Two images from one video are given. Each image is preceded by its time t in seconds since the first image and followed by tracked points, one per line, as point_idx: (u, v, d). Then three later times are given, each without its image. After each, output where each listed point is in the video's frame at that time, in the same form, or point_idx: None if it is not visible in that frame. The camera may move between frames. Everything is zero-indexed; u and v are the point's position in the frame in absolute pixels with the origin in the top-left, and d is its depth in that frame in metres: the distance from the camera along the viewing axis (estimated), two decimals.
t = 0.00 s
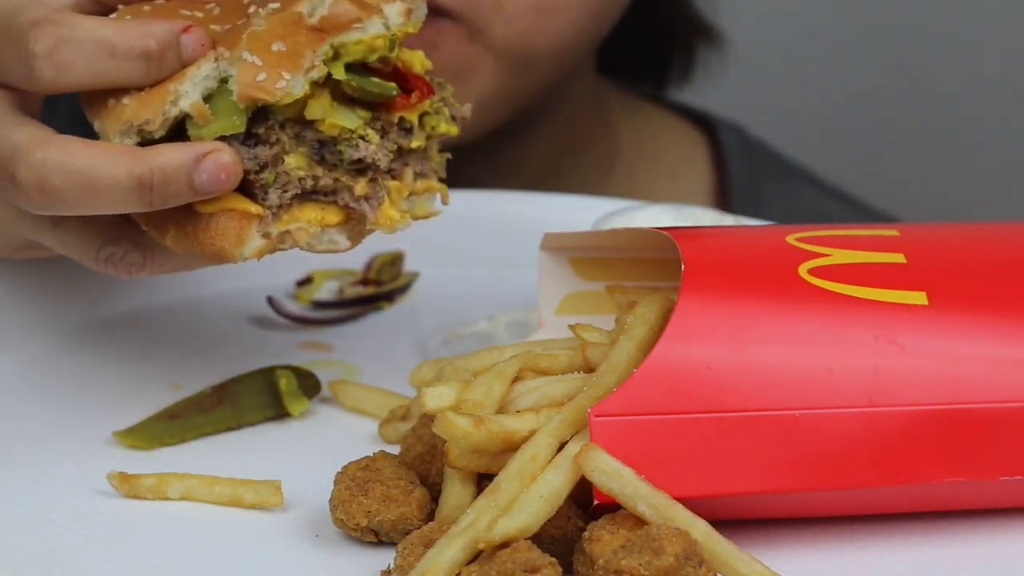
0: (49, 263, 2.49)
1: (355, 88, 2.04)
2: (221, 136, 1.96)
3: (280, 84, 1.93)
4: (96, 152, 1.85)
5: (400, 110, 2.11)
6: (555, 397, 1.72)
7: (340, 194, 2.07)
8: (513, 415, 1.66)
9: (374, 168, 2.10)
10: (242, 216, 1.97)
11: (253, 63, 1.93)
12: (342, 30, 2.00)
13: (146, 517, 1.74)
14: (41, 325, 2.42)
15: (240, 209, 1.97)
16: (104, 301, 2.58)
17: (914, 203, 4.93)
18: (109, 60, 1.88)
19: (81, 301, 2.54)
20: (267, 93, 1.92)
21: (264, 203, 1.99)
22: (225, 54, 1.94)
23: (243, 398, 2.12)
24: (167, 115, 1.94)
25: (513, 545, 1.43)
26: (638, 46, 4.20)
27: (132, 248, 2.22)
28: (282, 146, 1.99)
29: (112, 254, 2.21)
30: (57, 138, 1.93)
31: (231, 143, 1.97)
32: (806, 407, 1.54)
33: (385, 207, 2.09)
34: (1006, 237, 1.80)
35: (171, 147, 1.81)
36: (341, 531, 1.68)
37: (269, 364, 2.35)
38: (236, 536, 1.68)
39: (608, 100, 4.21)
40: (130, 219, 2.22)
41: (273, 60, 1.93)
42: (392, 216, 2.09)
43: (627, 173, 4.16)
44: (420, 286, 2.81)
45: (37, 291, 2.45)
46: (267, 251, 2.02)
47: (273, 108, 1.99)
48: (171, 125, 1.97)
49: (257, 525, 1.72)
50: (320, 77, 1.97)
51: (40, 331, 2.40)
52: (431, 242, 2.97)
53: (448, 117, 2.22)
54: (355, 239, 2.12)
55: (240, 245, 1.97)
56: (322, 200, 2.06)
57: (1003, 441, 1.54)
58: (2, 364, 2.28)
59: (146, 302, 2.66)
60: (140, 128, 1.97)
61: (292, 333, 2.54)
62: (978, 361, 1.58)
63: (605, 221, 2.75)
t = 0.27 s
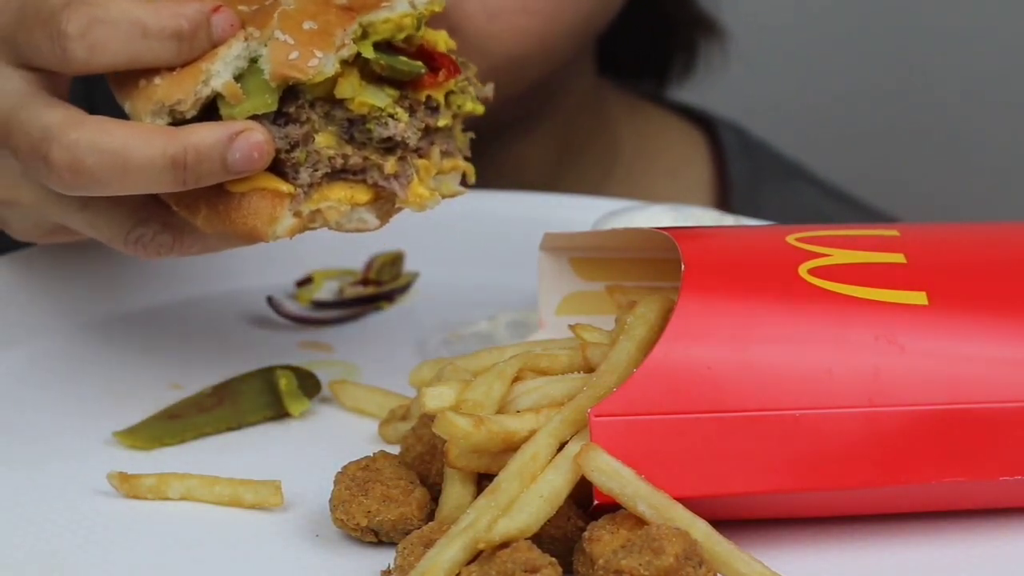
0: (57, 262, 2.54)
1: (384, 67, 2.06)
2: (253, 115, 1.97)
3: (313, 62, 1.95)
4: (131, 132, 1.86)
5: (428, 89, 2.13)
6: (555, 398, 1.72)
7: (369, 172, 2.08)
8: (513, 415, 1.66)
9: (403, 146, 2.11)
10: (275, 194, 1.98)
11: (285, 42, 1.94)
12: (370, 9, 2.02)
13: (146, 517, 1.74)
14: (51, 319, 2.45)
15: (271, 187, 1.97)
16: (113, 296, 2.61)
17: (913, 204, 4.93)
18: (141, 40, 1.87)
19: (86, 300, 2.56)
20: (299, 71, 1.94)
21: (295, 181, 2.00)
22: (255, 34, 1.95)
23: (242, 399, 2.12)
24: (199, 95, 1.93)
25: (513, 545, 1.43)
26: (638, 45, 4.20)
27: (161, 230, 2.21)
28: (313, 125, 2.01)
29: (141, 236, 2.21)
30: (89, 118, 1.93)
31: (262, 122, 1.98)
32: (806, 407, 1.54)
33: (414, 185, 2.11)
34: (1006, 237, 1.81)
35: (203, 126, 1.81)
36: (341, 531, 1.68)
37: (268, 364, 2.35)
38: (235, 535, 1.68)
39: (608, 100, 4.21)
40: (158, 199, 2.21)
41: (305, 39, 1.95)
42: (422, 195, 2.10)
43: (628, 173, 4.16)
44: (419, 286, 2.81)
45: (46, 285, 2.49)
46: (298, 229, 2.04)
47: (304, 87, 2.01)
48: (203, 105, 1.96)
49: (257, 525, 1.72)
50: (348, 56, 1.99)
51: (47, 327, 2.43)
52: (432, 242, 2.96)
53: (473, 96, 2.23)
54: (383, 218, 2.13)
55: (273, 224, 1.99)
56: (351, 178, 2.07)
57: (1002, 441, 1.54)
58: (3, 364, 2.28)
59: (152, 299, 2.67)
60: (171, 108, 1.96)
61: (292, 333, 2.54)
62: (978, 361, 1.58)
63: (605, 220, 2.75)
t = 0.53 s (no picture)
0: (60, 261, 2.56)
1: (396, 65, 2.06)
2: (268, 113, 1.97)
3: (327, 59, 1.95)
4: (145, 129, 1.86)
5: (438, 86, 2.13)
6: (555, 397, 1.72)
7: (382, 169, 2.07)
8: (513, 415, 1.66)
9: (415, 143, 2.11)
10: (290, 192, 1.98)
11: (300, 39, 1.94)
12: (383, 6, 2.02)
13: (147, 517, 1.74)
14: (56, 318, 2.46)
15: (285, 185, 1.97)
16: (118, 295, 2.62)
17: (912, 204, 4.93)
18: (156, 38, 1.86)
19: (87, 300, 2.56)
20: (314, 69, 1.94)
21: (308, 179, 2.00)
22: (269, 31, 1.94)
23: (242, 399, 2.12)
24: (213, 93, 1.93)
25: (513, 545, 1.43)
26: (638, 46, 4.20)
27: (175, 227, 2.22)
28: (326, 123, 2.00)
29: (155, 234, 2.21)
30: (103, 116, 1.93)
31: (276, 120, 1.98)
32: (806, 407, 1.54)
33: (426, 182, 2.11)
34: (1006, 237, 1.81)
35: (218, 124, 1.82)
36: (341, 531, 1.68)
37: (268, 364, 2.35)
38: (235, 535, 1.68)
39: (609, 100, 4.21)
40: (172, 196, 2.21)
41: (319, 36, 1.95)
42: (435, 191, 2.11)
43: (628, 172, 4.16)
44: (419, 286, 2.81)
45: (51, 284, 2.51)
46: (312, 227, 2.03)
47: (316, 85, 2.00)
48: (217, 102, 1.96)
49: (257, 525, 1.72)
50: (361, 53, 2.00)
51: (51, 323, 2.44)
52: (432, 242, 2.97)
53: (483, 93, 2.23)
54: (395, 215, 2.13)
55: (287, 221, 1.99)
56: (363, 175, 2.07)
57: (1002, 441, 1.54)
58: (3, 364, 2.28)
59: (155, 299, 2.67)
60: (186, 106, 1.96)
61: (291, 333, 2.54)
62: (978, 361, 1.58)
63: (605, 220, 2.75)
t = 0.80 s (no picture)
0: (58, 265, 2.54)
1: (393, 90, 2.07)
2: (264, 138, 1.98)
3: (324, 86, 1.96)
4: (139, 155, 1.86)
5: (435, 110, 2.14)
6: (555, 398, 1.72)
7: (377, 194, 2.09)
8: (513, 415, 1.66)
9: (411, 168, 2.12)
10: (285, 217, 1.99)
11: (297, 65, 1.95)
12: (380, 31, 2.04)
13: (147, 517, 1.74)
14: (55, 322, 2.45)
15: (281, 211, 1.98)
16: (118, 295, 2.62)
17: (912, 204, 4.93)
18: (152, 62, 1.86)
19: (86, 300, 2.56)
20: (311, 95, 1.94)
21: (304, 205, 2.01)
22: (266, 56, 1.95)
23: (242, 399, 2.12)
24: (210, 118, 1.94)
25: (513, 544, 1.43)
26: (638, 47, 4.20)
27: (169, 251, 2.22)
28: (322, 147, 2.01)
29: (148, 257, 2.22)
30: (99, 141, 1.92)
31: (272, 146, 1.99)
32: (805, 407, 1.54)
33: (421, 208, 2.12)
34: (1006, 238, 1.81)
35: (214, 149, 1.83)
36: (341, 531, 1.69)
37: (268, 364, 2.35)
38: (235, 535, 1.68)
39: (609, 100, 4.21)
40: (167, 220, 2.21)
41: (316, 62, 1.96)
42: (429, 217, 2.13)
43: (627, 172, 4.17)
44: (419, 286, 2.81)
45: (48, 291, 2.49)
46: (307, 251, 2.05)
47: (313, 109, 2.01)
48: (213, 127, 1.96)
49: (257, 524, 1.72)
50: (359, 78, 2.01)
51: (51, 325, 2.44)
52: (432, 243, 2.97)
53: (479, 117, 2.25)
54: (390, 239, 2.15)
55: (282, 247, 1.99)
56: (358, 200, 2.08)
57: (1002, 440, 1.54)
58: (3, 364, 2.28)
59: (154, 300, 2.67)
60: (182, 131, 1.96)
61: (291, 333, 2.54)
62: (978, 360, 1.58)
63: (606, 221, 2.75)
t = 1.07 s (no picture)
0: (55, 261, 2.54)
1: (376, 86, 2.07)
2: (245, 134, 1.98)
3: (305, 82, 1.95)
4: (121, 151, 1.86)
5: (419, 107, 2.15)
6: (555, 397, 1.72)
7: (360, 190, 2.08)
8: (513, 415, 1.66)
9: (395, 164, 2.12)
10: (267, 213, 1.98)
11: (278, 62, 1.95)
12: (363, 28, 2.03)
13: (147, 517, 1.74)
14: (50, 319, 2.45)
15: (262, 206, 1.97)
16: (118, 294, 2.63)
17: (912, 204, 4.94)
18: (134, 58, 1.87)
19: (85, 300, 2.56)
20: (292, 91, 1.94)
21: (287, 200, 2.00)
22: (248, 52, 1.95)
23: (242, 399, 2.12)
24: (191, 114, 1.94)
25: (513, 544, 1.43)
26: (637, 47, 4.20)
27: (152, 246, 2.21)
28: (304, 143, 2.01)
29: (132, 252, 2.21)
30: (81, 137, 1.93)
31: (254, 141, 1.99)
32: (805, 407, 1.54)
33: (405, 204, 2.12)
34: (1006, 238, 1.80)
35: (195, 145, 1.83)
36: (341, 531, 1.69)
37: (268, 364, 2.35)
38: (235, 535, 1.68)
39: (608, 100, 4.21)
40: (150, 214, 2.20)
41: (297, 58, 1.95)
42: (413, 213, 2.12)
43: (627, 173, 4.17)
44: (419, 286, 2.81)
45: (45, 288, 2.50)
46: (290, 248, 2.03)
47: (295, 106, 2.01)
48: (195, 123, 1.97)
49: (257, 524, 1.72)
50: (342, 75, 2.00)
51: (49, 323, 2.44)
52: (431, 243, 2.97)
53: (465, 114, 2.26)
54: (375, 235, 2.14)
55: (264, 242, 1.98)
56: (342, 196, 2.08)
57: (1003, 440, 1.54)
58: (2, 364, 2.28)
59: (153, 300, 2.67)
60: (164, 127, 1.96)
61: (291, 333, 2.54)
62: (978, 360, 1.58)
63: (605, 220, 2.75)
